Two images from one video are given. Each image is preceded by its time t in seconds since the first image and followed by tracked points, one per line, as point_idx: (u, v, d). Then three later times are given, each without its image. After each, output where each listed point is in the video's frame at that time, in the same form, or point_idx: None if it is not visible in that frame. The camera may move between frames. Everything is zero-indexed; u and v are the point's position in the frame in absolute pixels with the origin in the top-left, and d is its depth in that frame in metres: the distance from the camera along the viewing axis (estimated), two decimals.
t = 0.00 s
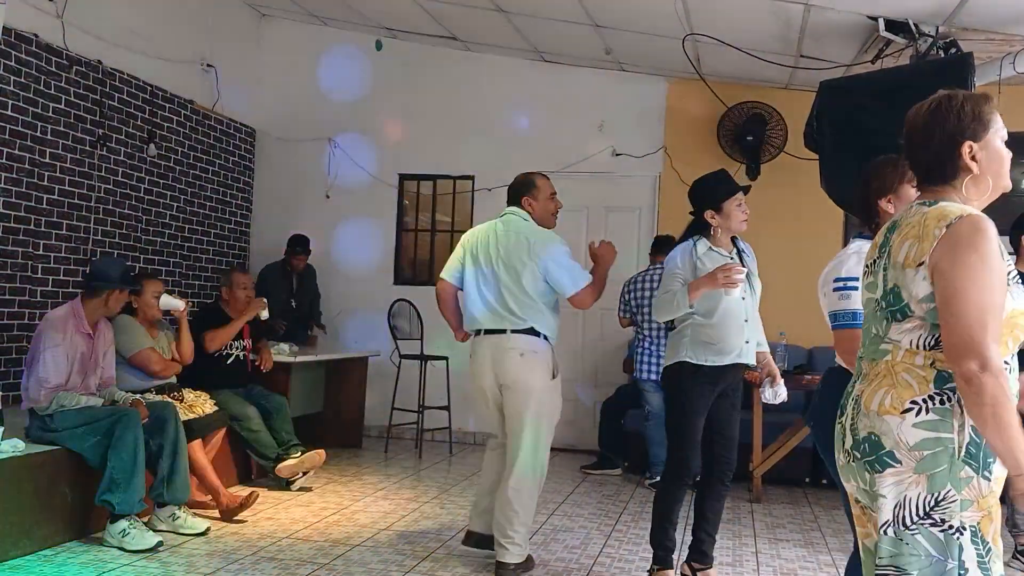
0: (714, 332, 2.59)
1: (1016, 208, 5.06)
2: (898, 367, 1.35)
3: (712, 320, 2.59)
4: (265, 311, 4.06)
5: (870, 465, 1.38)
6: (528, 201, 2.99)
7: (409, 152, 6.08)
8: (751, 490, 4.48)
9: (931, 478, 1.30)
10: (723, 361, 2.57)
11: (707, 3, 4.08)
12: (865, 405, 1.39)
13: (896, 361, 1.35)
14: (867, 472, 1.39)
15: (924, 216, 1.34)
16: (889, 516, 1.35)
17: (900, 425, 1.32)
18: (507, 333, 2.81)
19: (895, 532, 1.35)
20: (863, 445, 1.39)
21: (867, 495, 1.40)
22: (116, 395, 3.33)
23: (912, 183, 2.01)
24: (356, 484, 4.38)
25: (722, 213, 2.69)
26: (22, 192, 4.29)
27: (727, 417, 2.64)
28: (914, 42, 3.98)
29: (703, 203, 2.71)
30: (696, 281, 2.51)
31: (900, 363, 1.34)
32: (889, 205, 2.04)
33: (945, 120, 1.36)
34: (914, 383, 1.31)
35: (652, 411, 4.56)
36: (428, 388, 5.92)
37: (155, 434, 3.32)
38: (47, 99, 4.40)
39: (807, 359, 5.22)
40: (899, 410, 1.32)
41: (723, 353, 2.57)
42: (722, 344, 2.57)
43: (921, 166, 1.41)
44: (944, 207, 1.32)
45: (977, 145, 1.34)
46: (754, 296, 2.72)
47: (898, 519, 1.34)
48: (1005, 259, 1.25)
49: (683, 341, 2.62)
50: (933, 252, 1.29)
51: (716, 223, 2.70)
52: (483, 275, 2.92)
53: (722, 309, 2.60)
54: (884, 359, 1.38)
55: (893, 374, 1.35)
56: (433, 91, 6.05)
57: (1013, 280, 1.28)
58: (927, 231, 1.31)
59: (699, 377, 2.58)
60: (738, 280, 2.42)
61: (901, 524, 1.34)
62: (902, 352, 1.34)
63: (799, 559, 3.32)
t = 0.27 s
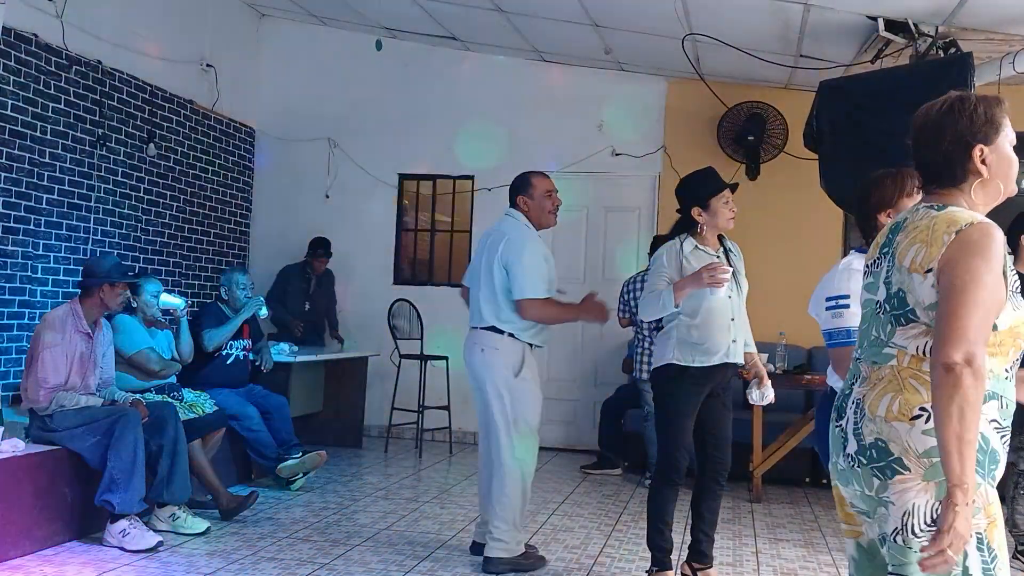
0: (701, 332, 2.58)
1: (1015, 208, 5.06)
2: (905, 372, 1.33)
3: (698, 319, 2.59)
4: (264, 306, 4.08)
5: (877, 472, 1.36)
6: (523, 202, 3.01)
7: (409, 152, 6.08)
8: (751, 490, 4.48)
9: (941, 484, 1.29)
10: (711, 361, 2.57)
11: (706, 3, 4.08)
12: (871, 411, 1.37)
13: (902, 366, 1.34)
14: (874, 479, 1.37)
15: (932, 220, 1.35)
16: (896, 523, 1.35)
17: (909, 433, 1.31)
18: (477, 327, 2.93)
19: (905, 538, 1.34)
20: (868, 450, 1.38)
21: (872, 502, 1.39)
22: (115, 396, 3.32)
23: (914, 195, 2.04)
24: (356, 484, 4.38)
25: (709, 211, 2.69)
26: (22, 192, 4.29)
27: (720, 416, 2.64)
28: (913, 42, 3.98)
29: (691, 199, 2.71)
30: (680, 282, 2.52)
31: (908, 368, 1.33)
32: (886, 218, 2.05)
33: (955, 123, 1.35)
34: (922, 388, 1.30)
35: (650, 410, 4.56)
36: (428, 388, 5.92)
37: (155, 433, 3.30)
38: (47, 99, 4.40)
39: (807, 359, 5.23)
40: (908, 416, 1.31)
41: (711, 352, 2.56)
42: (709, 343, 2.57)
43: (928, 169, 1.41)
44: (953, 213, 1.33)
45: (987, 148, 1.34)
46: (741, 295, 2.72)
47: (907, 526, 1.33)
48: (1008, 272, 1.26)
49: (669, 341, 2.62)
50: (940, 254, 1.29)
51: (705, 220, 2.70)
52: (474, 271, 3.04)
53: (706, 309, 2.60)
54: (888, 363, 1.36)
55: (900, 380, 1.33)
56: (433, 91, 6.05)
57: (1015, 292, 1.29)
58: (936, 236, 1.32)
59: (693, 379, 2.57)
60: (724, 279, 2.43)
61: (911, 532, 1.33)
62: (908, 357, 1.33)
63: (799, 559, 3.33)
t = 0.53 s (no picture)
0: (691, 330, 2.59)
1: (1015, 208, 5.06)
2: (878, 356, 1.36)
3: (688, 318, 2.60)
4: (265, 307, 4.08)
5: (844, 450, 1.41)
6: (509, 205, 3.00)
7: (409, 152, 6.08)
8: (751, 490, 4.48)
9: (895, 463, 1.32)
10: (702, 361, 2.57)
11: (707, 3, 4.08)
12: (846, 392, 1.41)
13: (877, 351, 1.37)
14: (840, 456, 1.42)
15: (915, 214, 1.36)
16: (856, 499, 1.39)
17: (869, 413, 1.35)
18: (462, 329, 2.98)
19: (863, 514, 1.38)
20: (839, 429, 1.42)
21: (842, 479, 1.43)
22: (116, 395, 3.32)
23: (909, 187, 2.03)
24: (357, 484, 4.38)
25: (697, 210, 2.70)
26: (22, 192, 4.29)
27: (717, 416, 2.65)
28: (914, 42, 3.98)
29: (678, 197, 2.71)
30: (671, 284, 2.56)
31: (880, 353, 1.36)
32: (879, 209, 2.06)
33: (950, 118, 1.35)
34: (887, 372, 1.33)
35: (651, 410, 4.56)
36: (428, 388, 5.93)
37: (155, 433, 3.30)
38: (47, 99, 4.40)
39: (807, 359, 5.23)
40: (870, 397, 1.35)
41: (702, 351, 2.57)
42: (701, 342, 2.57)
43: (925, 166, 1.41)
44: (935, 206, 1.33)
45: (981, 141, 1.34)
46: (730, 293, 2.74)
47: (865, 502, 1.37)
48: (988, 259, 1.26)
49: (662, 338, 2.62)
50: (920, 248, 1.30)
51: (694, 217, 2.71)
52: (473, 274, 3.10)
53: (698, 309, 2.61)
54: (868, 348, 1.40)
55: (872, 364, 1.37)
56: (433, 91, 6.05)
57: (1000, 281, 1.29)
58: (916, 229, 1.32)
59: (688, 378, 2.58)
60: (714, 278, 2.45)
61: (868, 507, 1.36)
62: (882, 343, 1.36)
63: (799, 558, 3.33)
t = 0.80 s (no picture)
0: (684, 331, 2.58)
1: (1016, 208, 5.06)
2: (862, 364, 1.38)
3: (680, 318, 2.60)
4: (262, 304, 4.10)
5: (838, 457, 1.41)
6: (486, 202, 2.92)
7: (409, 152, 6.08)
8: (751, 489, 4.48)
9: (886, 469, 1.32)
10: (695, 360, 2.57)
11: (706, 3, 4.08)
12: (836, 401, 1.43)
13: (861, 360, 1.39)
14: (836, 464, 1.42)
15: (896, 224, 1.36)
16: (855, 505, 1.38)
17: (857, 421, 1.36)
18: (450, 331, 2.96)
19: (862, 519, 1.37)
20: (833, 437, 1.43)
21: (840, 486, 1.43)
22: (115, 395, 3.34)
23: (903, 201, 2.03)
24: (356, 484, 4.38)
25: (688, 211, 2.70)
26: (22, 192, 4.29)
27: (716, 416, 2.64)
28: (913, 42, 3.98)
29: (669, 198, 2.72)
30: (663, 285, 2.52)
31: (865, 362, 1.37)
32: (873, 223, 2.05)
33: (939, 126, 1.36)
34: (871, 380, 1.35)
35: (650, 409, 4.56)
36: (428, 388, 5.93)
37: (155, 435, 3.31)
38: (47, 99, 4.40)
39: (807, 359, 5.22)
40: (857, 407, 1.36)
41: (694, 351, 2.56)
42: (692, 342, 2.57)
43: (913, 172, 1.41)
44: (914, 216, 1.34)
45: (969, 150, 1.34)
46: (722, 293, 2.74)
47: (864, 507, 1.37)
48: (963, 269, 1.25)
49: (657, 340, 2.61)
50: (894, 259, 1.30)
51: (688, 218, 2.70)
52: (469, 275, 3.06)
53: (689, 309, 2.61)
54: (853, 358, 1.42)
55: (858, 373, 1.38)
56: (433, 92, 6.05)
57: (977, 292, 1.27)
58: (894, 239, 1.33)
59: (686, 378, 2.57)
60: (707, 281, 2.43)
61: (866, 512, 1.36)
62: (867, 351, 1.38)
63: (798, 558, 3.32)
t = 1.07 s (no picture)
0: (686, 330, 2.59)
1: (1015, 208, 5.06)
2: (870, 366, 1.38)
3: (683, 318, 2.60)
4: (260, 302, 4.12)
5: (844, 458, 1.42)
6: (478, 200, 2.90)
7: (409, 152, 6.08)
8: (751, 489, 4.48)
9: (893, 471, 1.32)
10: (698, 361, 2.57)
11: (706, 3, 4.08)
12: (843, 401, 1.43)
13: (869, 361, 1.38)
14: (842, 464, 1.43)
15: (905, 224, 1.35)
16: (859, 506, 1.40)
17: (865, 423, 1.36)
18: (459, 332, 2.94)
19: (867, 520, 1.38)
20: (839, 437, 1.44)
21: (845, 485, 1.44)
22: (116, 395, 3.34)
23: (902, 190, 1.96)
24: (356, 484, 4.38)
25: (690, 212, 2.71)
26: (22, 192, 4.29)
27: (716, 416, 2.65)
28: (913, 42, 3.98)
29: (668, 199, 2.73)
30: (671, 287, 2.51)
31: (872, 363, 1.37)
32: (872, 210, 1.98)
33: (941, 129, 1.35)
34: (880, 382, 1.35)
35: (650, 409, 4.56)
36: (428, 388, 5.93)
37: (155, 435, 3.31)
38: (47, 99, 4.40)
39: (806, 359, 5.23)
40: (865, 407, 1.37)
41: (696, 352, 2.57)
42: (695, 343, 2.58)
43: (915, 174, 1.41)
44: (923, 216, 1.33)
45: (970, 154, 1.34)
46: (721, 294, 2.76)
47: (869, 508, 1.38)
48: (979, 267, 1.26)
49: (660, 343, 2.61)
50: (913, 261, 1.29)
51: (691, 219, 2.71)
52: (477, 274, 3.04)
53: (693, 309, 2.61)
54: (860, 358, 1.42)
55: (865, 374, 1.38)
56: (433, 91, 6.05)
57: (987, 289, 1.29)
58: (907, 240, 1.32)
59: (687, 378, 2.58)
60: (715, 285, 2.42)
61: (872, 513, 1.37)
62: (875, 352, 1.38)
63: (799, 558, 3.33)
